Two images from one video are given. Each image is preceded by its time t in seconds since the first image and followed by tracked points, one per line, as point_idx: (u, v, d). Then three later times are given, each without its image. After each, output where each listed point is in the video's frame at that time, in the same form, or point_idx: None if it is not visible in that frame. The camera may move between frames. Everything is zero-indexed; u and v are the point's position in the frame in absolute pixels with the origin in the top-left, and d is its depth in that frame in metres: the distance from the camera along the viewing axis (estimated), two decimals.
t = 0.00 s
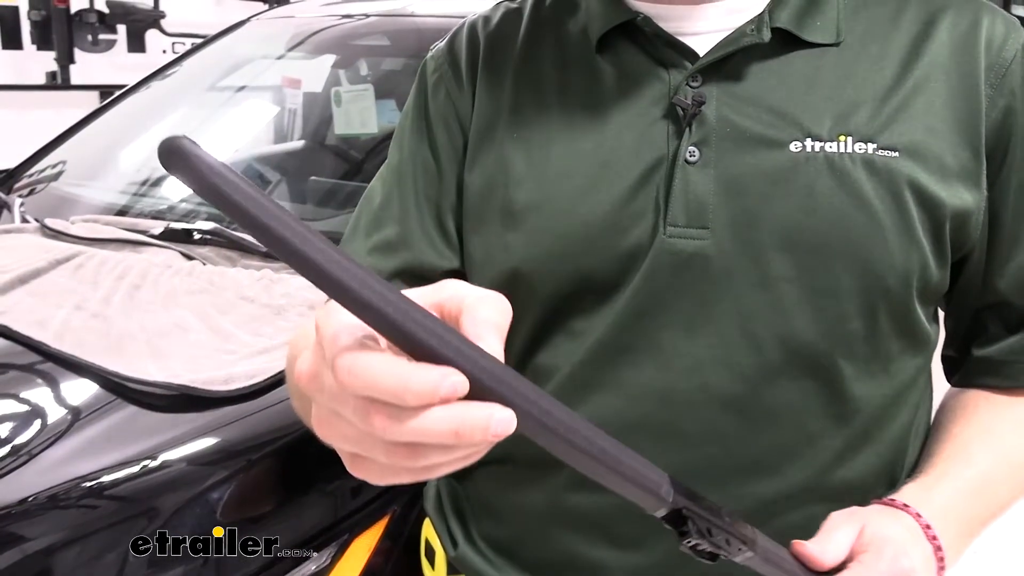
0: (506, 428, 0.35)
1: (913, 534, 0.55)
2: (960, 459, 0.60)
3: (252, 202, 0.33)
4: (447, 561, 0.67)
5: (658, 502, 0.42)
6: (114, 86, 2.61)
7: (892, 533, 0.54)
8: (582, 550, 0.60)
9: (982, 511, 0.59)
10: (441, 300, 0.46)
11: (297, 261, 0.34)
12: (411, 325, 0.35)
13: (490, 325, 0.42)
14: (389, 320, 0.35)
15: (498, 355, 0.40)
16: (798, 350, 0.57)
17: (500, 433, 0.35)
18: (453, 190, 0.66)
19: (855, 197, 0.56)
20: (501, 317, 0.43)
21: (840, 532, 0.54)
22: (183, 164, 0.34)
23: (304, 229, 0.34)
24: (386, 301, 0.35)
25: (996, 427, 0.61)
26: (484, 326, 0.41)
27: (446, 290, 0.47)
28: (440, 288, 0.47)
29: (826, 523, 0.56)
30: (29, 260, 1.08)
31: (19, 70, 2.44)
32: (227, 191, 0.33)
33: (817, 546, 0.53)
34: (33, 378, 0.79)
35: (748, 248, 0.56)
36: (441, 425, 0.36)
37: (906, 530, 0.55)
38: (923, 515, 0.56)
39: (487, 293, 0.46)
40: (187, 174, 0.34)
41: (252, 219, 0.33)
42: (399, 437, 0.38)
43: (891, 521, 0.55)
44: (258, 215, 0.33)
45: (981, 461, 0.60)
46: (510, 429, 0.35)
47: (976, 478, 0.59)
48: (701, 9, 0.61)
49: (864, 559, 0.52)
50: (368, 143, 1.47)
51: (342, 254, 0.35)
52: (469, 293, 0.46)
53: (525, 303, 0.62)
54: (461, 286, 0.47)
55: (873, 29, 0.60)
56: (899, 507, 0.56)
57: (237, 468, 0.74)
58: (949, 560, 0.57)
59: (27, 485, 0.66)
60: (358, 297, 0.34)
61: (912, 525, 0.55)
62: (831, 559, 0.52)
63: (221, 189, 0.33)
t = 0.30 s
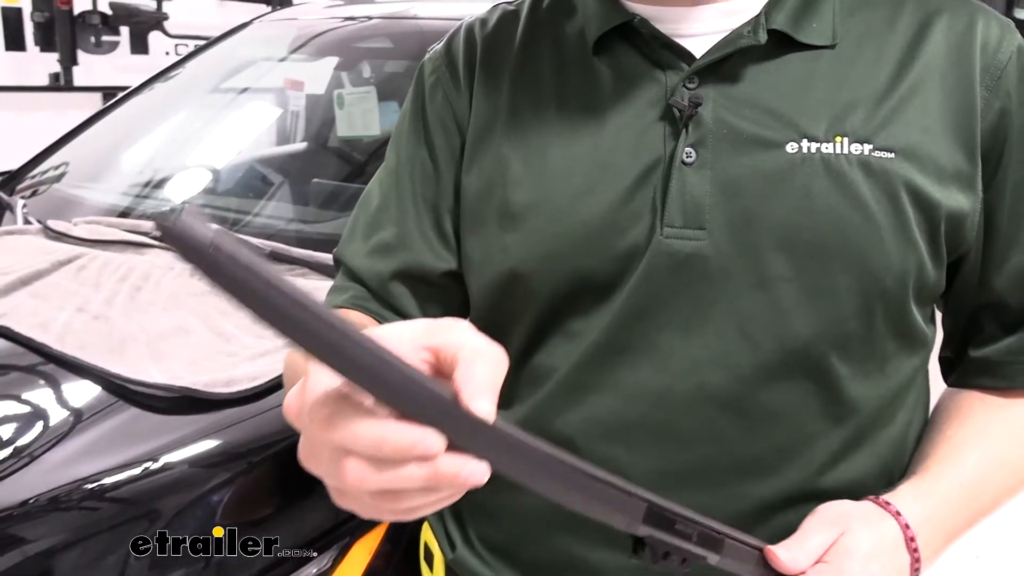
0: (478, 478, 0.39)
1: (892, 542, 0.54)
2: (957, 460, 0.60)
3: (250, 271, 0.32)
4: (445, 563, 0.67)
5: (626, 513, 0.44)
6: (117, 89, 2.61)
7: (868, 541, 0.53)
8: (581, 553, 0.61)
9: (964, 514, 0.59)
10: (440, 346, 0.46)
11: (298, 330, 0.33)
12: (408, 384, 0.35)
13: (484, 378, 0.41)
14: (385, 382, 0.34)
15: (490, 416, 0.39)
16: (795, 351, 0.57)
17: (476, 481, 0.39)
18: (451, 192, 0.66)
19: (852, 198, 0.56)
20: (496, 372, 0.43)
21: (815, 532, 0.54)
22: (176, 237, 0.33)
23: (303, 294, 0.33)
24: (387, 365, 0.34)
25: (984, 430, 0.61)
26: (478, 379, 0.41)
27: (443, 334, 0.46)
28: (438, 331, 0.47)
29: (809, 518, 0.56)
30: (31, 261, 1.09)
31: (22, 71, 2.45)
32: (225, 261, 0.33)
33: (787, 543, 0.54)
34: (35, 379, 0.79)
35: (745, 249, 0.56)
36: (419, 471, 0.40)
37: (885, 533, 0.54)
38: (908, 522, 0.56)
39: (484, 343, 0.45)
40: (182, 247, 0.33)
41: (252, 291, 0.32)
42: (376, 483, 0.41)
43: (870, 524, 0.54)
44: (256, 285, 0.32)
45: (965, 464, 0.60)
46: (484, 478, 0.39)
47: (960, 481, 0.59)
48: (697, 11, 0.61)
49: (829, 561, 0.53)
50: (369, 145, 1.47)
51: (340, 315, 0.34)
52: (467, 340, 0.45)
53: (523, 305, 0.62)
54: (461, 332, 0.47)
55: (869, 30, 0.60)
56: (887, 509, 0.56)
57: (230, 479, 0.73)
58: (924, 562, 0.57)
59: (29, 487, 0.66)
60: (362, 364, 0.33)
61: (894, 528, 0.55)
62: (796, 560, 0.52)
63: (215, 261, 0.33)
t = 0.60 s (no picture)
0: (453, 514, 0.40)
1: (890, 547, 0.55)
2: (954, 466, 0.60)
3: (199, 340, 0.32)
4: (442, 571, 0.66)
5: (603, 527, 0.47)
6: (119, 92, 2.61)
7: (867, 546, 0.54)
8: (577, 559, 0.61)
9: (962, 519, 0.59)
10: (418, 376, 0.46)
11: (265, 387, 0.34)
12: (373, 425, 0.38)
13: (459, 413, 0.42)
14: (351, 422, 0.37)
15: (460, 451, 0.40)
16: (791, 357, 0.57)
17: (452, 517, 0.40)
18: (448, 196, 0.66)
19: (848, 204, 0.56)
20: (473, 407, 0.43)
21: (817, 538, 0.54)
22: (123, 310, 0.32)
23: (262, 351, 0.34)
24: (348, 409, 0.37)
25: (986, 437, 0.61)
26: (451, 415, 0.41)
27: (424, 363, 0.47)
28: (419, 361, 0.47)
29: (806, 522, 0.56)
30: (31, 264, 1.09)
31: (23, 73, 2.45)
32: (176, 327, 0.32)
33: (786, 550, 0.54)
34: (34, 382, 0.79)
35: (742, 256, 0.57)
36: (403, 507, 0.42)
37: (882, 533, 0.55)
38: (905, 527, 0.56)
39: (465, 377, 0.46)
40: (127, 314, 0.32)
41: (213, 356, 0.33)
42: (354, 516, 0.44)
43: (869, 527, 0.55)
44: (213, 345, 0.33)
45: (965, 470, 0.60)
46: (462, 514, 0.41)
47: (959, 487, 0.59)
48: (693, 17, 0.61)
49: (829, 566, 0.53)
50: (370, 148, 1.48)
51: (301, 362, 0.36)
52: (448, 371, 0.46)
53: (519, 310, 0.62)
54: (441, 362, 0.47)
55: (866, 36, 0.60)
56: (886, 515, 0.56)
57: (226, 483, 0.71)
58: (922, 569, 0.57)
59: (28, 490, 0.66)
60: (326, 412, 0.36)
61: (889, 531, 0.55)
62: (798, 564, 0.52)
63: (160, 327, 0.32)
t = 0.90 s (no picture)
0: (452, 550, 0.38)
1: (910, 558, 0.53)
2: (962, 470, 0.60)
3: (177, 412, 0.30)
4: None
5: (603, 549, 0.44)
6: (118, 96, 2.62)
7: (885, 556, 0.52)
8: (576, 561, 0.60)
9: (987, 522, 0.58)
10: (403, 402, 0.48)
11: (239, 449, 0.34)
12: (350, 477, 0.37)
13: (439, 444, 0.43)
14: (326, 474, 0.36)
15: (441, 487, 0.39)
16: (794, 360, 0.57)
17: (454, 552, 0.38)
18: (448, 197, 0.66)
19: (850, 207, 0.56)
20: (454, 437, 0.45)
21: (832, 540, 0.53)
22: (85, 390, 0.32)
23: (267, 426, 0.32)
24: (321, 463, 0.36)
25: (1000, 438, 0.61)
26: (435, 450, 0.41)
27: (410, 390, 0.49)
28: (405, 385, 0.49)
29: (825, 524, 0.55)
30: (31, 267, 1.09)
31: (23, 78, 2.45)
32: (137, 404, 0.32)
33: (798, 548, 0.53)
34: (34, 386, 0.79)
35: (744, 259, 0.57)
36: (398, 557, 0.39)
37: (900, 542, 0.53)
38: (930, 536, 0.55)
39: (450, 406, 0.48)
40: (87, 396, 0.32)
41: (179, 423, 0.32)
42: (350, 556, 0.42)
43: (889, 535, 0.53)
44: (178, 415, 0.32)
45: (985, 474, 0.59)
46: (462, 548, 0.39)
47: (982, 490, 0.58)
48: (700, 18, 0.61)
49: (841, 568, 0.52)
50: (370, 150, 1.48)
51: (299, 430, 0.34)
52: (433, 400, 0.48)
53: (519, 313, 0.62)
54: (427, 388, 0.49)
55: (869, 38, 0.60)
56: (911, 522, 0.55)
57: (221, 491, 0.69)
58: None
59: (29, 493, 0.67)
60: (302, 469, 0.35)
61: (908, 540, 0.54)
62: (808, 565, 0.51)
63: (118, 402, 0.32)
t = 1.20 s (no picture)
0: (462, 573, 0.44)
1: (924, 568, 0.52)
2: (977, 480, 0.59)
3: (118, 462, 0.35)
4: None
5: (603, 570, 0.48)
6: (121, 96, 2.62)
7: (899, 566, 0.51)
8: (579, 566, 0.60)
9: (1007, 528, 0.58)
10: (396, 423, 0.49)
11: (226, 498, 0.38)
12: (342, 517, 0.42)
13: (426, 476, 0.45)
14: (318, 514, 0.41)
15: (429, 517, 0.44)
16: (803, 365, 0.57)
17: None
18: (456, 197, 0.66)
19: (861, 212, 0.56)
20: (441, 466, 0.46)
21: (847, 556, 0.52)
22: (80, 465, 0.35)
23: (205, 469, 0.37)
24: (311, 510, 0.40)
25: None
26: (426, 480, 0.45)
27: (404, 409, 0.50)
28: (398, 406, 0.50)
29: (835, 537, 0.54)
30: (34, 267, 1.09)
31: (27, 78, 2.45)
32: (125, 469, 0.36)
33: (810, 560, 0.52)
34: (38, 385, 0.79)
35: (754, 263, 0.56)
36: None
37: (914, 553, 0.53)
38: (946, 546, 0.54)
39: (443, 430, 0.49)
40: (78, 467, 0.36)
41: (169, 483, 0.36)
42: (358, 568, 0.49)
43: (902, 546, 0.53)
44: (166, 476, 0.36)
45: (1008, 479, 0.59)
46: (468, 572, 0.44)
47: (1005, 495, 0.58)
48: (714, 20, 0.60)
49: None
50: (373, 151, 1.48)
51: (250, 470, 0.39)
52: (426, 422, 0.49)
53: (526, 316, 0.62)
54: (420, 408, 0.50)
55: (882, 40, 0.60)
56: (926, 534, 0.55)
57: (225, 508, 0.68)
58: None
59: (31, 494, 0.66)
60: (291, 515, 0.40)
61: (921, 549, 0.53)
62: None
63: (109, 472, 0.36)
